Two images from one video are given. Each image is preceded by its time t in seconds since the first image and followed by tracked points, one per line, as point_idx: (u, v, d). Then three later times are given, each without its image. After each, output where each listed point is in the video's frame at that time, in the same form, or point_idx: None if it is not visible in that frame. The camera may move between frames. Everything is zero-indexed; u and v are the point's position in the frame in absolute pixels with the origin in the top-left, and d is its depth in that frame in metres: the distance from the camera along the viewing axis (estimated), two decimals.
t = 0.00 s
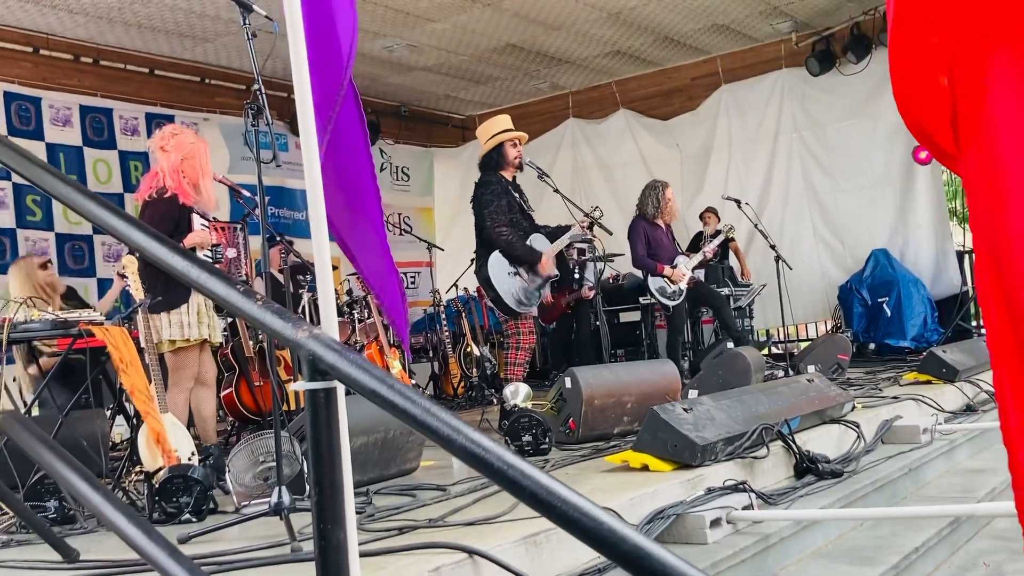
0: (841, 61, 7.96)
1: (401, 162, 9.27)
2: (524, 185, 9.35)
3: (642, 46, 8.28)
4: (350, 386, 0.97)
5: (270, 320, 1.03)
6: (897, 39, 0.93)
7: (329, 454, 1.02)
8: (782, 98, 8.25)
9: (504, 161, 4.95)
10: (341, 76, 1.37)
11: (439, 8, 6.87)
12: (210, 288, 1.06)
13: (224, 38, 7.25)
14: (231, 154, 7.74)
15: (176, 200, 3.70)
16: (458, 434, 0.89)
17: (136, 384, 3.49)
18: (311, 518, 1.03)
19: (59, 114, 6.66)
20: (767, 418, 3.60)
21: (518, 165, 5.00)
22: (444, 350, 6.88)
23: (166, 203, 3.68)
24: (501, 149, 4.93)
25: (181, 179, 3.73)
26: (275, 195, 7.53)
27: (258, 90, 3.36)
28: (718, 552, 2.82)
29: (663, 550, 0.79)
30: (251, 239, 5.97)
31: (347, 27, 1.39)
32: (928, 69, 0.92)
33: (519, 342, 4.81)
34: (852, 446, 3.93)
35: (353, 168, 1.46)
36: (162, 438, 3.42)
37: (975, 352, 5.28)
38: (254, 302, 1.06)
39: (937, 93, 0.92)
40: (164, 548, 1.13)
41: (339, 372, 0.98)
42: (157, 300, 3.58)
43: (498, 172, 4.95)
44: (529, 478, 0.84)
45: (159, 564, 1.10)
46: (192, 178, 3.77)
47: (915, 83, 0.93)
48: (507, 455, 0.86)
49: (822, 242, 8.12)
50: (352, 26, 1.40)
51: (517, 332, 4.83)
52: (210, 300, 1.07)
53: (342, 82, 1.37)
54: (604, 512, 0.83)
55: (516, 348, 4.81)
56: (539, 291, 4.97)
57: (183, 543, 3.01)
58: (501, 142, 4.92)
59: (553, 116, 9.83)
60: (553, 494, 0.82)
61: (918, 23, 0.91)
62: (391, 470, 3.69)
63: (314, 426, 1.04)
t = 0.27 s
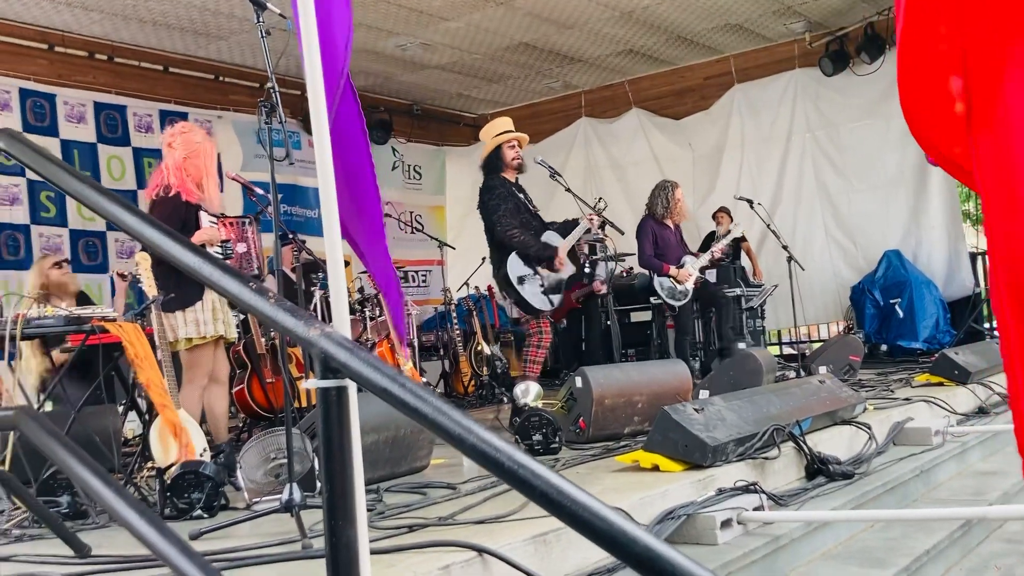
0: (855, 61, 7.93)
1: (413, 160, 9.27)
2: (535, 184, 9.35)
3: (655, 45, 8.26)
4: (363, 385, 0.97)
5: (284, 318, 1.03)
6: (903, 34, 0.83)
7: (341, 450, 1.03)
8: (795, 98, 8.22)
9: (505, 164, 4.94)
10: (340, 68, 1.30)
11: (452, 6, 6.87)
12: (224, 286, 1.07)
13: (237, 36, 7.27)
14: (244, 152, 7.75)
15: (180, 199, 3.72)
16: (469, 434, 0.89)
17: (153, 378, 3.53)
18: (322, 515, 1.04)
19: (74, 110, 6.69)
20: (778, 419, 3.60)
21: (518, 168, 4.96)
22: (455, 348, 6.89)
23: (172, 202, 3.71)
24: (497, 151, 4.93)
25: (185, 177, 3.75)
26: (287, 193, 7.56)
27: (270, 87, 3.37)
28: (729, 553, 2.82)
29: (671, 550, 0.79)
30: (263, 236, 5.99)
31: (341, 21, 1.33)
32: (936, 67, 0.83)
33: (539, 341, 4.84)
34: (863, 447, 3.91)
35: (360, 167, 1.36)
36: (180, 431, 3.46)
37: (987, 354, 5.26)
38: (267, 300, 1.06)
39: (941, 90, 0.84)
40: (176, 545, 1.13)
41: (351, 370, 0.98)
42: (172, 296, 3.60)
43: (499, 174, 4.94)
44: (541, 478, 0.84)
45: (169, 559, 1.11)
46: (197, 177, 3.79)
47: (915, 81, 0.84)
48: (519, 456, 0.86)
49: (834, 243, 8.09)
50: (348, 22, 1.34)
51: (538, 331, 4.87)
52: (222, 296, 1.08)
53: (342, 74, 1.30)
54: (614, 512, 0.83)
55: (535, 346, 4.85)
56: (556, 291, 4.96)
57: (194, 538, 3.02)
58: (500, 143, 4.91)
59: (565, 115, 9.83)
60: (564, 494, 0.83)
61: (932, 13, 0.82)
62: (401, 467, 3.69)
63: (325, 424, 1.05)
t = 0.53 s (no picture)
0: (872, 62, 7.89)
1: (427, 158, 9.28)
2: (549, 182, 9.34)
3: (670, 45, 8.23)
4: (376, 389, 0.97)
5: (297, 320, 1.03)
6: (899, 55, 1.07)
7: (355, 453, 1.04)
8: (811, 99, 8.19)
9: (507, 163, 4.94)
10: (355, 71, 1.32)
11: (468, 6, 6.87)
12: (238, 289, 1.07)
13: (253, 35, 7.29)
14: (259, 150, 7.78)
15: (190, 199, 3.71)
16: (482, 440, 0.89)
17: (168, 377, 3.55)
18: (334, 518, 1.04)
19: (90, 108, 6.73)
20: (792, 423, 3.59)
21: (522, 167, 4.95)
22: (468, 349, 6.91)
23: (182, 202, 3.71)
24: (503, 153, 4.93)
25: (195, 178, 3.75)
26: (301, 191, 7.59)
27: (286, 88, 3.37)
28: (742, 558, 2.82)
29: (683, 559, 0.79)
30: (278, 236, 6.02)
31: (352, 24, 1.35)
32: (931, 72, 1.05)
33: (546, 340, 4.84)
34: (878, 451, 3.89)
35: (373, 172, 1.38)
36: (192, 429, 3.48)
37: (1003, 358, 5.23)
38: (280, 303, 1.06)
39: (936, 94, 1.06)
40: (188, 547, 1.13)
41: (364, 374, 0.97)
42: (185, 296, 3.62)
43: (506, 175, 4.95)
44: (554, 487, 0.84)
45: (181, 561, 1.11)
46: (207, 178, 3.79)
47: (922, 89, 1.07)
48: (532, 462, 0.86)
49: (850, 245, 8.05)
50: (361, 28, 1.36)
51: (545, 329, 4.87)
52: (236, 299, 1.09)
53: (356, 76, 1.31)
54: (627, 520, 0.83)
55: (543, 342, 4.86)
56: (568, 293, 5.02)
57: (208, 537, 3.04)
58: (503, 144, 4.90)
59: (580, 115, 9.80)
60: (578, 502, 0.83)
61: (931, 30, 1.04)
62: (414, 467, 3.70)
63: (337, 428, 1.05)
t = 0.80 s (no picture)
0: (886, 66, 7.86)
1: (439, 158, 9.27)
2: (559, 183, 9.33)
3: (683, 47, 8.21)
4: (387, 390, 0.96)
5: (309, 322, 1.03)
6: (884, 42, 0.91)
7: (365, 453, 1.03)
8: (825, 102, 8.17)
9: (526, 165, 4.92)
10: (373, 73, 1.31)
11: (480, 7, 6.86)
12: (250, 289, 1.07)
13: (266, 34, 7.30)
14: (271, 149, 7.80)
15: (199, 198, 3.71)
16: (492, 442, 0.88)
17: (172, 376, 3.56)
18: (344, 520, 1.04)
19: (103, 106, 6.75)
20: (803, 427, 3.57)
21: (539, 171, 4.94)
22: (478, 350, 6.91)
23: (191, 201, 3.71)
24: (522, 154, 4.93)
25: (205, 176, 3.75)
26: (313, 191, 7.61)
27: (299, 86, 3.36)
28: (752, 562, 2.80)
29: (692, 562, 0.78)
30: (289, 234, 6.03)
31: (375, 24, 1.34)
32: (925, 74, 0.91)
33: (564, 340, 4.83)
34: (889, 456, 3.88)
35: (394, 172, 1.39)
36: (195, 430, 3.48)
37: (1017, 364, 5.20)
38: (292, 304, 1.06)
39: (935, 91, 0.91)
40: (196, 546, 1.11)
41: (376, 376, 0.97)
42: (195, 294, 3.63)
43: (523, 175, 4.92)
44: (564, 490, 0.83)
45: (189, 560, 1.09)
46: (217, 176, 3.79)
47: (914, 83, 0.92)
48: (542, 465, 0.85)
49: (862, 249, 8.02)
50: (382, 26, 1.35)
51: (562, 331, 4.85)
52: (246, 298, 1.08)
53: (375, 79, 1.31)
54: (637, 524, 0.82)
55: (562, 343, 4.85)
56: (578, 297, 5.08)
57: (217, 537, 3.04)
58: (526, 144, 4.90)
59: (592, 116, 9.78)
60: (587, 505, 0.81)
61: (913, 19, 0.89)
62: (423, 468, 3.70)
63: (348, 429, 1.04)
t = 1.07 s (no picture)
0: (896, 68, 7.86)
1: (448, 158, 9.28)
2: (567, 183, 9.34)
3: (693, 47, 8.21)
4: (399, 389, 0.95)
5: (321, 320, 1.02)
6: (891, 45, 0.76)
7: (376, 452, 1.02)
8: (835, 104, 8.16)
9: (541, 161, 4.87)
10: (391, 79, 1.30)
11: (492, 6, 6.87)
12: (263, 288, 1.07)
13: (278, 33, 7.31)
14: (282, 147, 7.81)
15: (213, 195, 3.74)
16: (504, 443, 0.87)
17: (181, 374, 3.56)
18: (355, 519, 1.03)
19: (114, 104, 6.77)
20: (812, 429, 3.57)
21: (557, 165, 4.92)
22: (487, 350, 6.93)
23: (205, 198, 3.74)
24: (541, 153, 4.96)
25: (218, 173, 3.77)
26: (323, 189, 7.63)
27: (311, 86, 3.36)
28: (761, 564, 2.80)
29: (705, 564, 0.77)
30: (299, 232, 6.05)
31: (396, 28, 1.32)
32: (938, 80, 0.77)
33: (563, 341, 4.80)
34: (898, 459, 3.87)
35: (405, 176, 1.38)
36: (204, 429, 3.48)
37: None
38: (305, 302, 1.05)
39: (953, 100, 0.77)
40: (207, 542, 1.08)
41: (387, 375, 0.96)
42: (206, 291, 3.64)
43: (540, 172, 4.87)
44: (577, 492, 0.82)
45: (200, 557, 1.05)
46: (229, 171, 3.81)
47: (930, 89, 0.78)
48: (554, 466, 0.84)
49: (871, 251, 8.02)
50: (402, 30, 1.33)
51: (562, 332, 4.83)
52: (259, 297, 1.08)
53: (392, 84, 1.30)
54: (650, 526, 0.81)
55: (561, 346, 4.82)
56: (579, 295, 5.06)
57: (225, 533, 3.05)
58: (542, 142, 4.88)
59: (601, 116, 9.78)
60: (600, 507, 0.81)
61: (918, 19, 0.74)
62: (432, 467, 3.71)
63: (359, 427, 1.03)
